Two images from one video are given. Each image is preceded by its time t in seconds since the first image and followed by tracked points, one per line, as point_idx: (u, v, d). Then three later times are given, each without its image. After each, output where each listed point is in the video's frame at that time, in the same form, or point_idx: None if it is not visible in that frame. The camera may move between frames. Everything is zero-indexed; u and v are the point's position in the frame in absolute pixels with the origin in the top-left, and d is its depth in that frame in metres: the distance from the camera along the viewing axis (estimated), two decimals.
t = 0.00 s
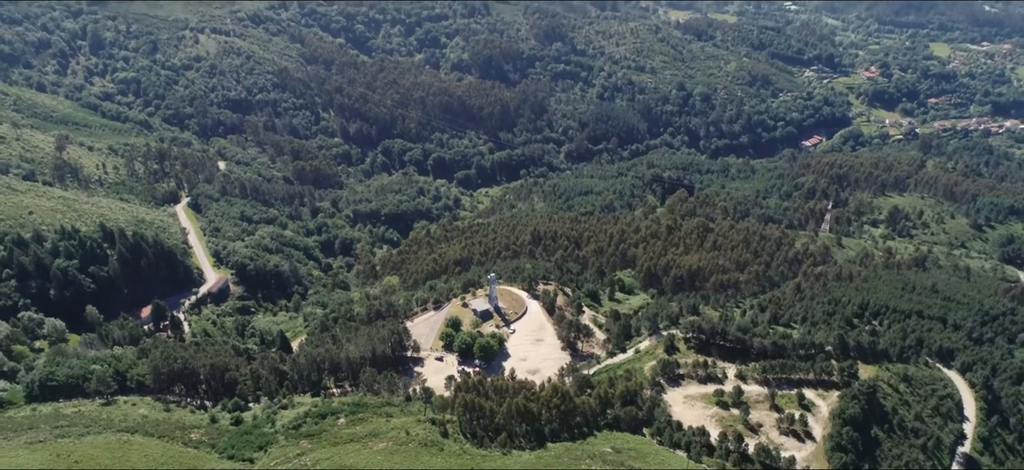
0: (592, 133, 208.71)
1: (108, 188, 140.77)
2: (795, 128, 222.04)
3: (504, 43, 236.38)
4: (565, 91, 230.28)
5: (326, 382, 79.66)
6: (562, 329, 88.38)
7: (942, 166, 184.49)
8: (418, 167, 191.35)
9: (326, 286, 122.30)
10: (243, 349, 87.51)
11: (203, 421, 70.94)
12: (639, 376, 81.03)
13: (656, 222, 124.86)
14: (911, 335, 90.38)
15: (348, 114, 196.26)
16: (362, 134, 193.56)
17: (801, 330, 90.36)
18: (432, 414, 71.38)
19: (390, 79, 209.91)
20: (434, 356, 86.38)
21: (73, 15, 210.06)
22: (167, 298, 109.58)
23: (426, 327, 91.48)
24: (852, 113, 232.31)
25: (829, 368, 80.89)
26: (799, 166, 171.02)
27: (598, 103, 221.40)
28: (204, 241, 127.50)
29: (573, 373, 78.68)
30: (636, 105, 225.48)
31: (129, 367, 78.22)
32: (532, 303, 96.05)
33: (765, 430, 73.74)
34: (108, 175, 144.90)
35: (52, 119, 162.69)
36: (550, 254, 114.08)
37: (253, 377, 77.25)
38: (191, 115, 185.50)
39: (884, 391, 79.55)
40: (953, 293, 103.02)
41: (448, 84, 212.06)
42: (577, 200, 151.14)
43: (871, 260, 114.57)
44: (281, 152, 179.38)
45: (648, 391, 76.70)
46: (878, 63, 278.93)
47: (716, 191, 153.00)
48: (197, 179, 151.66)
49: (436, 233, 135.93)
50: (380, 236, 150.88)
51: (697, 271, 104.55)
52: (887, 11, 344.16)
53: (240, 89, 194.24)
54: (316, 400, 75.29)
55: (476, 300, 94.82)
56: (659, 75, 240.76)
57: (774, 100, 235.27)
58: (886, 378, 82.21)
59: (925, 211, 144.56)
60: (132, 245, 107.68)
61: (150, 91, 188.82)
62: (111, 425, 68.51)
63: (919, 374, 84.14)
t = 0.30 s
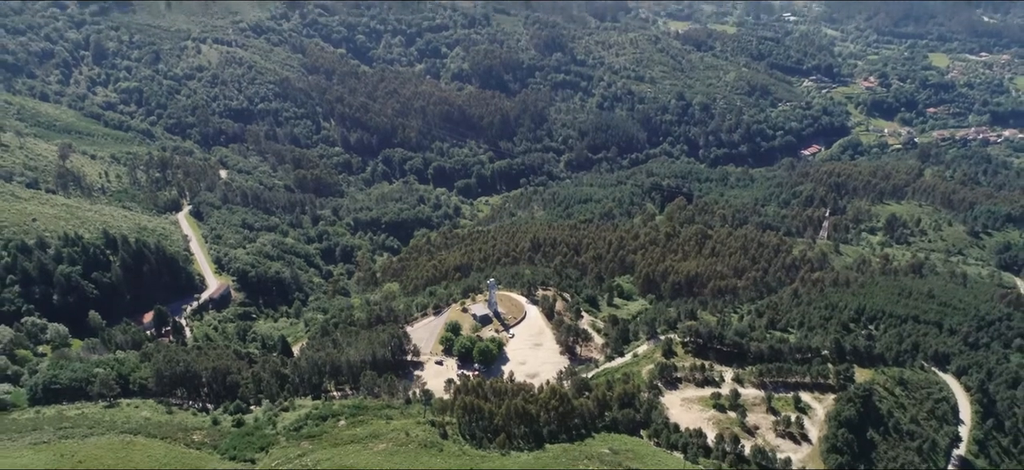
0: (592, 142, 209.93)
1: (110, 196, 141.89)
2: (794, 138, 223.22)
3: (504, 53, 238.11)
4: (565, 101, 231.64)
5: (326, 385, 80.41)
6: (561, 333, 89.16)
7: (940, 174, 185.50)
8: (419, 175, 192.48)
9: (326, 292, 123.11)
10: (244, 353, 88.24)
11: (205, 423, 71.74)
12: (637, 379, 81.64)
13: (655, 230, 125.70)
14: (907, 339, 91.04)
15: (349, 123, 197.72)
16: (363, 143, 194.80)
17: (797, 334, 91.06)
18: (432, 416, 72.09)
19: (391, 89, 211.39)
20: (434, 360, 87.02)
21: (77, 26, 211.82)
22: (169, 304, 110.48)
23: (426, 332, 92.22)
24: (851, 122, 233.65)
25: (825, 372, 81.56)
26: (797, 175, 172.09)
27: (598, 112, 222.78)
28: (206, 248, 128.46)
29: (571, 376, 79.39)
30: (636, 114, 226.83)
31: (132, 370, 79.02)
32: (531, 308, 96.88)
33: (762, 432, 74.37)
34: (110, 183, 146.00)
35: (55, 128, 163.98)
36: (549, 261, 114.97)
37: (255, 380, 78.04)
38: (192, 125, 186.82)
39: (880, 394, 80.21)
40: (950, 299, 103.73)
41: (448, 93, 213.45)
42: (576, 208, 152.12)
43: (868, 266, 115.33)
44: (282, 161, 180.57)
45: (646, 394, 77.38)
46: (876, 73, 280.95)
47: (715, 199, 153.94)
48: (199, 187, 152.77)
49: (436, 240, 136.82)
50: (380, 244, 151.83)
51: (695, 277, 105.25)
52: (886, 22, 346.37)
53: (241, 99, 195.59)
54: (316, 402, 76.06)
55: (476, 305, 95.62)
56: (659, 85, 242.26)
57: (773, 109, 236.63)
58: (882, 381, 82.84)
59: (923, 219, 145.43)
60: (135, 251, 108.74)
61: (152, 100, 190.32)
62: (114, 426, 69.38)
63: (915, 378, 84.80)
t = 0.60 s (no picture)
0: (590, 156, 213.11)
1: (117, 207, 144.64)
2: (790, 152, 226.11)
3: (504, 70, 242.01)
4: (564, 116, 235.04)
5: (330, 386, 82.68)
6: (557, 337, 91.58)
7: (933, 187, 188.19)
8: (420, 188, 195.50)
9: (328, 300, 125.47)
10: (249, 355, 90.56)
11: (211, 421, 74.01)
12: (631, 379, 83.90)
13: (651, 239, 128.38)
14: (895, 343, 93.27)
15: (351, 137, 201.10)
16: (365, 157, 198.13)
17: (788, 338, 93.32)
18: (432, 414, 74.32)
19: (393, 104, 214.99)
20: (433, 362, 89.37)
21: (84, 42, 215.74)
22: (175, 311, 112.86)
23: (426, 335, 94.62)
24: (847, 137, 236.94)
25: (814, 373, 83.78)
26: (792, 188, 175.01)
27: (597, 127, 226.08)
28: (211, 257, 131.03)
29: (567, 377, 81.65)
30: (634, 129, 230.06)
31: (140, 371, 81.33)
32: (529, 314, 99.29)
33: (753, 430, 76.53)
34: (117, 194, 148.85)
35: (63, 142, 167.11)
36: (547, 269, 117.50)
37: (260, 380, 80.35)
38: (197, 138, 190.11)
39: (868, 395, 82.39)
40: (939, 305, 106.05)
41: (449, 108, 216.90)
42: (574, 219, 154.88)
43: (859, 273, 117.75)
44: (285, 174, 183.55)
45: (640, 393, 79.61)
46: (872, 89, 285.05)
47: (710, 210, 156.71)
48: (204, 199, 155.62)
49: (437, 250, 139.39)
50: (382, 254, 154.44)
51: (690, 284, 107.71)
52: (882, 39, 350.82)
53: (245, 113, 198.91)
54: (319, 401, 78.30)
55: (475, 310, 98.08)
56: (656, 100, 245.84)
57: (770, 124, 240.03)
58: (870, 382, 85.00)
59: (915, 230, 147.95)
60: (142, 259, 111.25)
61: (158, 115, 193.80)
62: (124, 423, 71.64)
63: (903, 379, 86.94)
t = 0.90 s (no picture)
0: (588, 171, 216.45)
1: (123, 218, 147.53)
2: (786, 167, 229.29)
3: (504, 86, 246.00)
4: (563, 131, 238.36)
5: (331, 387, 85.09)
6: (554, 341, 94.07)
7: (927, 200, 190.98)
8: (421, 202, 198.54)
9: (330, 309, 128.06)
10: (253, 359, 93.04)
11: (216, 419, 76.41)
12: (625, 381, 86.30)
13: (646, 249, 131.04)
14: (883, 346, 95.67)
15: (353, 152, 204.49)
16: (366, 171, 201.48)
17: (778, 341, 95.73)
18: (430, 413, 76.71)
19: (394, 119, 218.53)
20: (433, 366, 91.81)
21: (91, 59, 219.79)
22: (180, 318, 115.38)
23: (425, 340, 97.11)
24: (842, 153, 240.21)
25: (803, 374, 86.15)
26: (787, 201, 177.93)
27: (595, 142, 229.31)
28: (215, 267, 133.77)
29: (563, 378, 84.09)
30: (632, 144, 233.29)
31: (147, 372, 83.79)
32: (526, 319, 101.82)
33: (742, 429, 78.78)
34: (123, 206, 151.84)
35: (70, 156, 170.45)
36: (544, 277, 120.14)
37: (264, 381, 82.81)
38: (202, 153, 193.48)
39: (855, 396, 84.70)
40: (927, 312, 108.50)
41: (450, 123, 220.36)
42: (572, 231, 157.68)
43: (850, 281, 120.26)
44: (288, 187, 186.72)
45: (633, 393, 82.00)
46: (867, 106, 289.15)
47: (705, 222, 159.56)
48: (208, 211, 158.55)
49: (437, 260, 142.11)
50: (382, 266, 157.21)
51: (683, 291, 110.25)
52: (878, 57, 355.43)
53: (249, 128, 202.21)
54: (321, 401, 80.70)
55: (473, 316, 100.59)
56: (654, 116, 249.43)
57: (766, 139, 243.39)
58: (857, 384, 87.38)
59: (907, 241, 150.63)
60: (149, 267, 113.90)
61: (164, 130, 197.34)
62: (132, 420, 74.06)
63: (890, 381, 89.28)
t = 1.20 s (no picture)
0: (587, 186, 219.92)
1: (130, 230, 150.54)
2: (782, 183, 232.30)
3: (504, 104, 249.95)
4: (562, 148, 241.65)
5: (333, 389, 87.60)
6: (550, 346, 96.70)
7: (920, 214, 193.75)
8: (421, 216, 201.58)
9: (332, 318, 130.71)
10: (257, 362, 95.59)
11: (222, 419, 78.97)
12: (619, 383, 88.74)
13: (642, 260, 133.88)
14: (871, 352, 98.19)
15: (355, 168, 207.96)
16: (368, 187, 204.79)
17: (769, 346, 98.15)
18: (430, 413, 79.22)
19: (396, 136, 222.09)
20: (432, 370, 94.24)
21: (99, 77, 224.00)
22: (185, 327, 118.03)
23: (425, 346, 99.63)
24: (838, 169, 243.44)
25: (792, 377, 88.60)
26: (782, 215, 180.80)
27: (593, 158, 232.49)
28: (219, 278, 136.60)
29: (558, 380, 86.63)
30: (630, 160, 236.43)
31: (155, 375, 86.42)
32: (523, 326, 104.41)
33: (732, 429, 81.14)
34: (130, 219, 154.94)
35: (78, 171, 173.86)
36: (542, 286, 122.88)
37: (268, 383, 85.38)
38: (207, 169, 196.96)
39: (843, 398, 87.07)
40: (916, 319, 110.99)
41: (450, 140, 223.81)
42: (570, 244, 160.57)
43: (841, 290, 122.88)
44: (291, 202, 189.91)
45: (626, 394, 84.50)
46: (863, 123, 292.68)
47: (701, 235, 162.46)
48: (213, 224, 161.60)
49: (437, 272, 144.93)
50: (384, 278, 160.06)
51: (677, 299, 112.87)
52: (875, 75, 359.83)
53: (253, 144, 205.53)
54: (323, 402, 83.20)
55: (471, 323, 103.20)
56: (652, 133, 253.04)
57: (763, 156, 246.68)
58: (845, 387, 89.79)
59: (899, 253, 153.29)
60: (156, 276, 116.67)
61: (170, 146, 200.96)
62: (141, 419, 76.68)
63: (877, 384, 91.69)
